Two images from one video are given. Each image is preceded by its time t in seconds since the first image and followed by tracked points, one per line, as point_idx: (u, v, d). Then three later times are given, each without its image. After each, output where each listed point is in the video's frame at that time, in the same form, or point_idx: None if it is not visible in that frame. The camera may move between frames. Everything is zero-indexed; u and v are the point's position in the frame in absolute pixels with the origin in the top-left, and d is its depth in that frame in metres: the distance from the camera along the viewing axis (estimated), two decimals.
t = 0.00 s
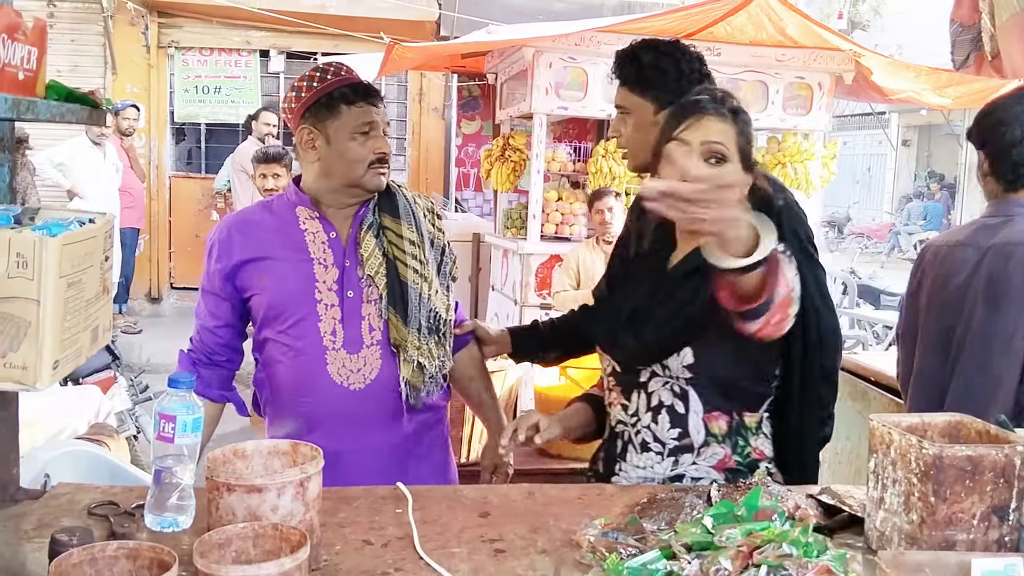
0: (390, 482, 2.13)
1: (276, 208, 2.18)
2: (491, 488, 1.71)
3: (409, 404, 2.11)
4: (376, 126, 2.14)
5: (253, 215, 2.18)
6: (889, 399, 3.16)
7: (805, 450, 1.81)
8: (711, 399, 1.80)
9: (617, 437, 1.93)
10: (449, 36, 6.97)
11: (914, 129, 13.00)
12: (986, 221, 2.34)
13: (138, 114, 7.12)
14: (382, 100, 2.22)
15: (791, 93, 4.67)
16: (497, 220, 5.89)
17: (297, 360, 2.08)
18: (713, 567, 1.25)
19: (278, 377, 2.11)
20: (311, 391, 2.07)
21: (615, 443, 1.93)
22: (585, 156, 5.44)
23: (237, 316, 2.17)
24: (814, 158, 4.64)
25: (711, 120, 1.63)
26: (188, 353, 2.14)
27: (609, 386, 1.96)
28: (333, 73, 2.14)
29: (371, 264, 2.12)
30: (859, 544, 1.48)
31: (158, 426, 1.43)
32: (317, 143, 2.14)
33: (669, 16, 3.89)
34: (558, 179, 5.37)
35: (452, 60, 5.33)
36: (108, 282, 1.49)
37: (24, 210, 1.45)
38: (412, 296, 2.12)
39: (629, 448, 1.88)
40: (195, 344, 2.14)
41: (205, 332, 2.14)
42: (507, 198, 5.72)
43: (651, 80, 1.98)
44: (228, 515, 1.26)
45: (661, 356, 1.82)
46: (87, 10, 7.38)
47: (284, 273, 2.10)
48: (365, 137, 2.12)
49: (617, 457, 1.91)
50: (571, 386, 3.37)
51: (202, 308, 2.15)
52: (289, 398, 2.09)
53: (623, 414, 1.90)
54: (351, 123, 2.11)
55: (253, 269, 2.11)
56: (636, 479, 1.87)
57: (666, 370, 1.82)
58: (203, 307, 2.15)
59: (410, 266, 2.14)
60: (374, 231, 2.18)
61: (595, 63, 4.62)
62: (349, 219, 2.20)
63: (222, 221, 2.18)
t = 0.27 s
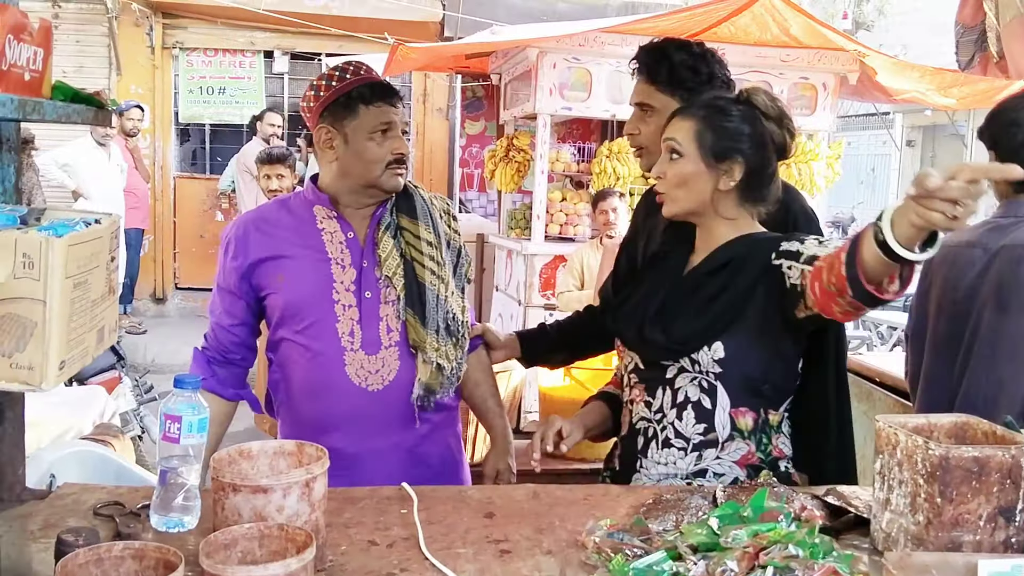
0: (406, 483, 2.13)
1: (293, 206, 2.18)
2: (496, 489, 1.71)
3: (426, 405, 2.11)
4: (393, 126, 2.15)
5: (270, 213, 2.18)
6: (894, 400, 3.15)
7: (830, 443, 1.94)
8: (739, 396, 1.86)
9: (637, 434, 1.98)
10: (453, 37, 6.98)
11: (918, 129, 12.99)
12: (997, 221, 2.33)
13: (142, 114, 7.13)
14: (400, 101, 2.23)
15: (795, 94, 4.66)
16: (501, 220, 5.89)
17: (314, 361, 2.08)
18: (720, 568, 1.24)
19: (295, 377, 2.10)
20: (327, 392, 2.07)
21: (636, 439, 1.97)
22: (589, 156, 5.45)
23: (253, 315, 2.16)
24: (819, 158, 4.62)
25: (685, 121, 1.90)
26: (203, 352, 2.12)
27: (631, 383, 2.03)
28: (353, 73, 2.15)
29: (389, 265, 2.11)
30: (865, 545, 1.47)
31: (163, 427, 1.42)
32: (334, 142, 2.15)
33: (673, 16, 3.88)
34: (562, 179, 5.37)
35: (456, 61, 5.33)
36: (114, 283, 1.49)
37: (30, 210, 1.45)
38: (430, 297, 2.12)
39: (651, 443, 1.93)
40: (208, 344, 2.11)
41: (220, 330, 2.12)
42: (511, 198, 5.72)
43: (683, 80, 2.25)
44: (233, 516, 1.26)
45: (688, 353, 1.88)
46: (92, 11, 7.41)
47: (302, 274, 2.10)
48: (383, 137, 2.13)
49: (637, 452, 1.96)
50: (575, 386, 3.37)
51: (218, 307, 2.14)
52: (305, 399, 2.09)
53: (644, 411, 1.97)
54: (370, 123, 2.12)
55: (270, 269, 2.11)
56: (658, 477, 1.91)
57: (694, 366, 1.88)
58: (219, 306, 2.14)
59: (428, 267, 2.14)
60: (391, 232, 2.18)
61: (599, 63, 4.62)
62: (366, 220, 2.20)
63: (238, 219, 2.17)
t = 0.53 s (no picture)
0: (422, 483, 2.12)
1: (303, 207, 2.16)
2: (499, 490, 1.71)
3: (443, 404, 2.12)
4: (409, 125, 2.16)
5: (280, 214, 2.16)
6: (897, 401, 3.15)
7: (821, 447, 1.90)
8: (739, 396, 1.88)
9: (635, 431, 1.98)
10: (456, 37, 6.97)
11: (922, 130, 12.98)
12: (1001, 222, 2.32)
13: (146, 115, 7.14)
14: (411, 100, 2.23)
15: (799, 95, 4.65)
16: (504, 221, 5.89)
17: (331, 362, 2.06)
18: (723, 569, 1.24)
19: (310, 380, 2.09)
20: (344, 392, 2.06)
21: (634, 436, 1.98)
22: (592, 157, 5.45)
23: (265, 317, 2.14)
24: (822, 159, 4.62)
25: (676, 123, 1.92)
26: (215, 356, 2.13)
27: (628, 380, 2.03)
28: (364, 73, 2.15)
29: (404, 264, 2.12)
30: (868, 546, 1.47)
31: (166, 427, 1.42)
32: (351, 143, 2.13)
33: (676, 16, 3.88)
34: (566, 180, 5.37)
35: (460, 61, 5.33)
36: (118, 283, 1.49)
37: (34, 211, 1.45)
38: (444, 296, 2.14)
39: (651, 441, 1.93)
40: (224, 346, 2.12)
41: (233, 333, 2.11)
42: (515, 199, 5.72)
43: (671, 86, 2.27)
44: (237, 516, 1.26)
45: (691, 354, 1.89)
46: (97, 11, 7.45)
47: (317, 275, 2.08)
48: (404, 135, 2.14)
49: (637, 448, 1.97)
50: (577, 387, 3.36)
51: (229, 310, 2.12)
52: (321, 400, 2.07)
53: (642, 408, 1.97)
54: (388, 122, 2.12)
55: (284, 270, 2.09)
56: (655, 474, 1.92)
57: (697, 366, 1.89)
58: (231, 309, 2.12)
59: (441, 266, 2.16)
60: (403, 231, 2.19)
61: (603, 64, 4.62)
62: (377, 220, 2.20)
63: (248, 222, 2.15)
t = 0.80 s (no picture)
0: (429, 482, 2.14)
1: (308, 210, 2.13)
2: (500, 491, 1.71)
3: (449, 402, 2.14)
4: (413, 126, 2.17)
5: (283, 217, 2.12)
6: (899, 402, 3.15)
7: (813, 446, 1.96)
8: (731, 395, 1.89)
9: (632, 430, 1.98)
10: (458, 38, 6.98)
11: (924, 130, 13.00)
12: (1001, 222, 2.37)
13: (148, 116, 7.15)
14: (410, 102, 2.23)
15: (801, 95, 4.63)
16: (506, 222, 5.89)
17: (342, 366, 2.04)
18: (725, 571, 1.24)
19: (320, 383, 2.07)
20: (355, 395, 2.05)
21: (631, 435, 1.98)
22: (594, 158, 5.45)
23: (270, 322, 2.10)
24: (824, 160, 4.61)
25: (670, 122, 1.92)
26: (219, 364, 2.05)
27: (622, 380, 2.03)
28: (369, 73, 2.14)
29: (411, 265, 2.13)
30: (871, 547, 1.47)
31: (169, 429, 1.43)
32: (358, 144, 2.11)
33: (679, 18, 3.89)
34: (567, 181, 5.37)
35: (462, 62, 5.33)
36: (120, 284, 1.49)
37: (37, 212, 1.46)
38: (450, 295, 2.17)
39: (648, 440, 1.93)
40: (227, 353, 2.05)
41: (239, 339, 2.05)
42: (516, 200, 5.73)
43: (625, 91, 2.38)
44: (239, 517, 1.26)
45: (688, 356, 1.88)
46: (99, 13, 7.40)
47: (326, 278, 2.06)
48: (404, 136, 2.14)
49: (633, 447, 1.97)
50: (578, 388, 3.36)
51: (233, 315, 2.06)
52: (331, 404, 2.06)
53: (635, 407, 1.97)
54: (392, 123, 2.12)
55: (293, 274, 2.05)
56: (654, 471, 1.93)
57: (690, 366, 1.88)
58: (235, 314, 2.06)
59: (446, 265, 2.19)
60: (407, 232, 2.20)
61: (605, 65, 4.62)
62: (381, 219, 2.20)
63: (251, 225, 2.11)
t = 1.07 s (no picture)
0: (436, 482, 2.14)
1: (309, 213, 2.12)
2: (501, 492, 1.71)
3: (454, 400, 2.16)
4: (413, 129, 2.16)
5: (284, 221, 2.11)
6: (901, 403, 3.15)
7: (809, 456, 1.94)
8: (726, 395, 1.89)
9: (628, 429, 1.99)
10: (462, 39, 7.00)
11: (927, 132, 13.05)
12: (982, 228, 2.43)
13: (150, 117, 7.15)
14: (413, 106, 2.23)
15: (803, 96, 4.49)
16: (508, 223, 5.90)
17: (350, 367, 2.04)
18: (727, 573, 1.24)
19: (328, 385, 2.06)
20: (363, 396, 2.04)
21: (626, 434, 1.99)
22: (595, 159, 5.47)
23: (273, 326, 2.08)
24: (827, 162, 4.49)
25: (659, 126, 1.95)
26: (224, 370, 2.01)
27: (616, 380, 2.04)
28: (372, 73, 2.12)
29: (413, 266, 2.14)
30: (873, 549, 1.47)
31: (170, 429, 1.42)
32: (358, 145, 2.09)
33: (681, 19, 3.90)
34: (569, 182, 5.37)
35: (464, 62, 5.32)
36: (123, 285, 1.49)
37: (40, 213, 1.46)
38: (451, 293, 2.19)
39: (643, 439, 1.95)
40: (231, 358, 2.01)
41: (245, 344, 2.02)
42: (519, 201, 5.73)
43: (597, 85, 2.35)
44: (242, 518, 1.26)
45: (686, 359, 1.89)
46: (102, 14, 7.42)
47: (331, 280, 2.05)
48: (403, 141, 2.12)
49: (627, 446, 1.98)
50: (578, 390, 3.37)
51: (236, 320, 2.03)
52: (339, 405, 2.05)
53: (631, 407, 1.98)
54: (393, 126, 2.10)
55: (298, 277, 2.04)
56: (652, 470, 1.94)
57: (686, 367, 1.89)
58: (239, 319, 2.03)
59: (447, 264, 2.21)
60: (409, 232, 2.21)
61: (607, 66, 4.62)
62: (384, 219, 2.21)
63: (253, 230, 2.09)
